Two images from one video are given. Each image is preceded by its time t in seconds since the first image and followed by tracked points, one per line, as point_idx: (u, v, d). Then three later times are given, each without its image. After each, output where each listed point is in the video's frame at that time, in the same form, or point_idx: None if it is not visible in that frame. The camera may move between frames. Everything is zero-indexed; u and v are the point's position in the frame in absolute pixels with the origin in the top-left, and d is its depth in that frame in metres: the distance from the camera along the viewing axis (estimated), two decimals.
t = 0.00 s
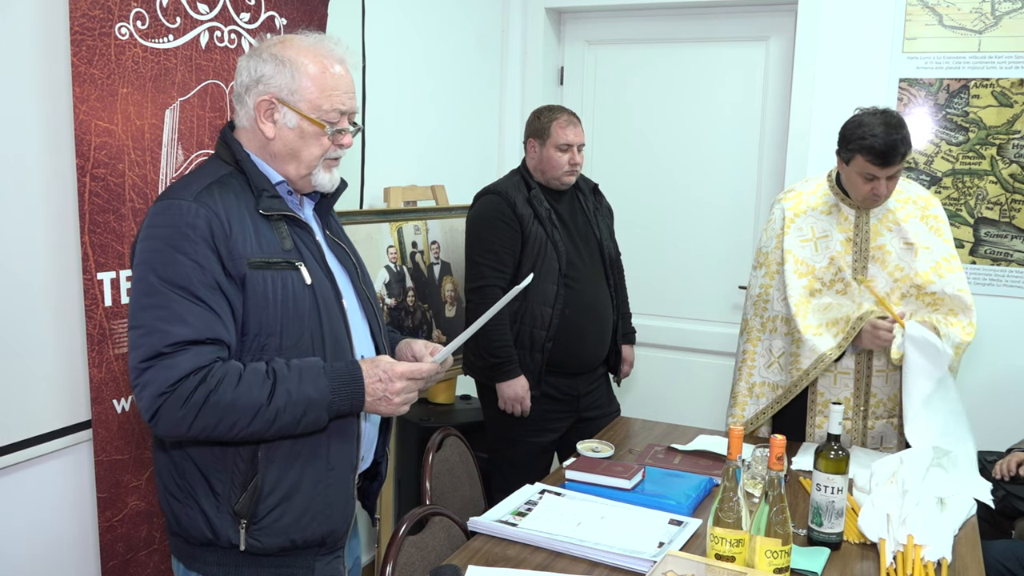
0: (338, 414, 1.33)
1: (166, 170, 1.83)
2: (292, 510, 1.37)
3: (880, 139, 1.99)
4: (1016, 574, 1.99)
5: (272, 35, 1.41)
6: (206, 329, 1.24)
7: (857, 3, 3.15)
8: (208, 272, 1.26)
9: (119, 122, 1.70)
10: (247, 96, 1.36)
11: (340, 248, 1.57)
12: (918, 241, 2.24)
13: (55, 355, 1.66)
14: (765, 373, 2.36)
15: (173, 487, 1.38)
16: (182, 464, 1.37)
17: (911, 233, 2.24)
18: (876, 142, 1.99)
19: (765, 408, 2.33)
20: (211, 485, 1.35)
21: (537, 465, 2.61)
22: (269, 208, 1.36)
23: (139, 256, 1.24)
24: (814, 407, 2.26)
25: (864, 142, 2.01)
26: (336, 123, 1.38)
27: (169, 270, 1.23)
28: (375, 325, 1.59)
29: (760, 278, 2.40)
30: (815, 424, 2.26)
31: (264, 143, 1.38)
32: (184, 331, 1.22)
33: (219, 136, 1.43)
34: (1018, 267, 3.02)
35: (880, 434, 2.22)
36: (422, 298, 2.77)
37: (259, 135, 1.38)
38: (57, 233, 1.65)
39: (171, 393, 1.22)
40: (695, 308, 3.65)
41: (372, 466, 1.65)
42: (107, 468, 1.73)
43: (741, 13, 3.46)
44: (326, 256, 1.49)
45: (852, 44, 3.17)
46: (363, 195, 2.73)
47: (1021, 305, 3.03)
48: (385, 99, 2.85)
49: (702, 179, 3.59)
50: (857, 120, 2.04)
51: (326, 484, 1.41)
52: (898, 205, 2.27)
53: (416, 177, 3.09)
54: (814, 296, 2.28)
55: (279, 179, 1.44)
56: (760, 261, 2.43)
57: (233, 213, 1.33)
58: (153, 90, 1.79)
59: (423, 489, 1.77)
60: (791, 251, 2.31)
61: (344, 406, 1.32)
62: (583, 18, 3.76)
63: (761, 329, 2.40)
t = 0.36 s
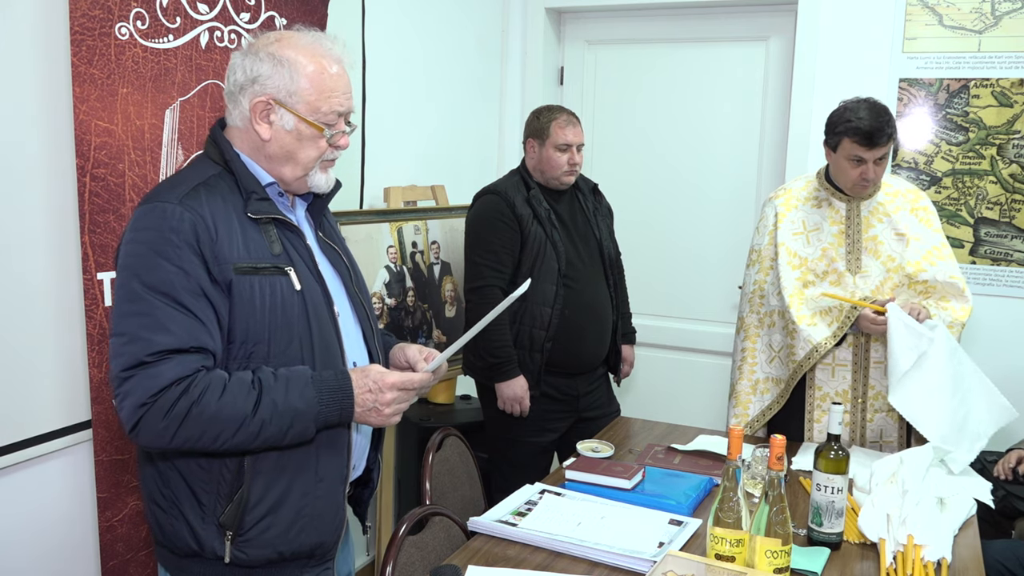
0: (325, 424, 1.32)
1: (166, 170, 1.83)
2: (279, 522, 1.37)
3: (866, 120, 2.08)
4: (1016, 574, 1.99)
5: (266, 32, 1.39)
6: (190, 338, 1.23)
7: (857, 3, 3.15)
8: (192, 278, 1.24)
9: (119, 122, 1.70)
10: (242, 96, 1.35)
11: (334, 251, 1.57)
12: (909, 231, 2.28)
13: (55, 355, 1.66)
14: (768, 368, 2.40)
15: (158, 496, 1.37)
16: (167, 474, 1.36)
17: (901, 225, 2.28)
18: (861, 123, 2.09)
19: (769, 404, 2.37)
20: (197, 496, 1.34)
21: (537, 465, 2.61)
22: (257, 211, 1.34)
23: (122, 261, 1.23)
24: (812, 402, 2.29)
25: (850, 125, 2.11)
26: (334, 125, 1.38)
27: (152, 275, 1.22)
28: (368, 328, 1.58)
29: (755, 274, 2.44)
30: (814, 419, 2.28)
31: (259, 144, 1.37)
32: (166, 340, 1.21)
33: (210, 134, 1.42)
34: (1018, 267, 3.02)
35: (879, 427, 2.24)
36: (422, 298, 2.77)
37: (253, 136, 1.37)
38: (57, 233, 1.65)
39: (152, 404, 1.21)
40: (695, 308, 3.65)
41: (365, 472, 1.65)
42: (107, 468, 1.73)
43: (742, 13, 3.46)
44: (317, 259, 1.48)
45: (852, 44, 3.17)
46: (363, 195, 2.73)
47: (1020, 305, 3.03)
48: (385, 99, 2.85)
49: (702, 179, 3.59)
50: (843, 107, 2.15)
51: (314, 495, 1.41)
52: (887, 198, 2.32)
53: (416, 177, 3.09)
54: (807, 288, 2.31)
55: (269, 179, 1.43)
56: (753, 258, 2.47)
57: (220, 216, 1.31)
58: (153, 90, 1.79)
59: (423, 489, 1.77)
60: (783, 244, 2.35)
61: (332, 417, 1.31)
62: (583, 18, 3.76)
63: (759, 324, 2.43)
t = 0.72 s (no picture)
0: (333, 430, 1.32)
1: (166, 170, 1.83)
2: (288, 530, 1.37)
3: (858, 114, 2.08)
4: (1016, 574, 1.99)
5: (254, 27, 1.37)
6: (190, 349, 1.22)
7: (857, 3, 3.15)
8: (188, 287, 1.24)
9: (119, 122, 1.70)
10: (233, 99, 1.34)
11: (332, 246, 1.57)
12: (904, 228, 2.28)
13: (55, 355, 1.66)
14: (762, 365, 2.41)
15: (162, 508, 1.36)
16: (171, 487, 1.35)
17: (896, 222, 2.29)
18: (854, 117, 2.09)
19: (764, 401, 2.38)
20: (203, 508, 1.34)
21: (536, 465, 2.61)
22: (252, 213, 1.34)
23: (116, 273, 1.22)
24: (810, 399, 2.29)
25: (843, 120, 2.11)
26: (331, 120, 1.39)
27: (147, 287, 1.21)
28: (370, 325, 1.58)
29: (750, 272, 2.45)
30: (811, 415, 2.29)
31: (255, 145, 1.37)
32: (166, 352, 1.20)
33: (199, 135, 1.41)
34: (1018, 267, 3.02)
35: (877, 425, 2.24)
36: (422, 298, 2.77)
37: (247, 137, 1.37)
38: (57, 232, 1.65)
39: (154, 419, 1.20)
40: (695, 307, 3.65)
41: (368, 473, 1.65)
42: (108, 468, 1.73)
43: (742, 13, 3.46)
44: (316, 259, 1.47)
45: (852, 44, 3.17)
46: (363, 195, 2.73)
47: (1020, 305, 3.03)
48: (385, 100, 2.85)
49: (702, 178, 3.59)
50: (836, 103, 2.16)
51: (321, 501, 1.41)
52: (882, 197, 2.33)
53: (416, 177, 3.09)
54: (802, 285, 2.31)
55: (263, 179, 1.43)
56: (748, 257, 2.47)
57: (214, 220, 1.30)
58: (153, 90, 1.78)
59: (423, 490, 1.77)
60: (778, 242, 2.36)
61: (338, 423, 1.31)
62: (583, 18, 3.76)
63: (754, 321, 2.44)
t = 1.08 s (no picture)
0: (343, 441, 1.32)
1: (166, 169, 1.83)
2: (298, 539, 1.37)
3: (856, 115, 2.08)
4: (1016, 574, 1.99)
5: (264, 29, 1.37)
6: (200, 361, 1.22)
7: (857, 3, 3.15)
8: (198, 298, 1.23)
9: (119, 122, 1.70)
10: (244, 102, 1.33)
11: (337, 248, 1.57)
12: (904, 227, 2.28)
13: (55, 355, 1.66)
14: (756, 364, 2.41)
15: (170, 517, 1.36)
16: (179, 496, 1.35)
17: (896, 221, 2.29)
18: (852, 118, 2.09)
19: (756, 400, 2.38)
20: (212, 518, 1.33)
21: (536, 465, 2.61)
22: (260, 220, 1.34)
23: (123, 284, 1.22)
24: (807, 399, 2.29)
25: (841, 121, 2.11)
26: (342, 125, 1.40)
27: (156, 298, 1.21)
28: (376, 329, 1.58)
29: (747, 272, 2.44)
30: (808, 415, 2.29)
31: (264, 150, 1.37)
32: (175, 364, 1.20)
33: (205, 138, 1.40)
34: (1018, 267, 3.02)
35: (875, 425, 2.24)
36: (422, 299, 2.77)
37: (256, 141, 1.36)
38: (57, 232, 1.65)
39: (164, 433, 1.20)
40: (695, 307, 3.65)
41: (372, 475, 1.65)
42: (108, 468, 1.73)
43: (742, 13, 3.46)
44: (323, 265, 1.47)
45: (852, 44, 3.17)
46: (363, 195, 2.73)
47: (1020, 305, 3.03)
48: (385, 100, 2.85)
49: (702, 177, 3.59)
50: (834, 104, 2.16)
51: (330, 510, 1.41)
52: (881, 196, 2.32)
53: (416, 177, 3.09)
54: (800, 285, 2.31)
55: (270, 184, 1.42)
56: (746, 256, 2.46)
57: (223, 229, 1.30)
58: (153, 90, 1.78)
59: (423, 489, 1.77)
60: (776, 242, 2.36)
61: (349, 433, 1.32)
62: (583, 18, 3.76)
63: (750, 321, 2.44)
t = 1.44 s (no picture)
0: (352, 446, 1.32)
1: (166, 170, 1.83)
2: (305, 543, 1.36)
3: (856, 117, 2.08)
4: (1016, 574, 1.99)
5: (285, 30, 1.37)
6: (213, 362, 1.22)
7: (857, 3, 3.15)
8: (213, 298, 1.23)
9: (119, 122, 1.70)
10: (259, 100, 1.33)
11: (349, 252, 1.58)
12: (903, 229, 2.28)
13: (55, 356, 1.66)
14: (756, 365, 2.41)
15: (178, 518, 1.36)
16: (187, 496, 1.35)
17: (895, 222, 2.29)
18: (851, 120, 2.08)
19: (757, 401, 2.38)
20: (220, 519, 1.33)
21: (536, 465, 2.61)
22: (275, 222, 1.35)
23: (139, 283, 1.22)
24: (807, 399, 2.29)
25: (841, 122, 2.10)
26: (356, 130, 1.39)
27: (171, 298, 1.21)
28: (386, 333, 1.58)
29: (747, 272, 2.44)
30: (807, 415, 2.29)
31: (276, 150, 1.37)
32: (188, 364, 1.19)
33: (222, 138, 1.41)
34: (1018, 267, 3.02)
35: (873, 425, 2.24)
36: (423, 298, 2.77)
37: (269, 140, 1.37)
38: (57, 232, 1.65)
39: (176, 433, 1.20)
40: (694, 307, 3.65)
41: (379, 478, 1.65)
42: (108, 468, 1.72)
43: (742, 13, 3.46)
44: (336, 269, 1.47)
45: (853, 44, 3.17)
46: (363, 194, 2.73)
47: (1020, 305, 3.03)
48: (385, 99, 2.85)
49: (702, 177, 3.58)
50: (835, 105, 2.15)
51: (337, 515, 1.41)
52: (880, 197, 2.32)
53: (416, 177, 3.09)
54: (799, 286, 2.32)
55: (286, 187, 1.43)
56: (745, 256, 2.46)
57: (239, 230, 1.31)
58: (153, 90, 1.78)
59: (423, 489, 1.77)
60: (775, 243, 2.36)
61: (359, 438, 1.31)
62: (583, 18, 3.76)
63: (750, 320, 2.43)
